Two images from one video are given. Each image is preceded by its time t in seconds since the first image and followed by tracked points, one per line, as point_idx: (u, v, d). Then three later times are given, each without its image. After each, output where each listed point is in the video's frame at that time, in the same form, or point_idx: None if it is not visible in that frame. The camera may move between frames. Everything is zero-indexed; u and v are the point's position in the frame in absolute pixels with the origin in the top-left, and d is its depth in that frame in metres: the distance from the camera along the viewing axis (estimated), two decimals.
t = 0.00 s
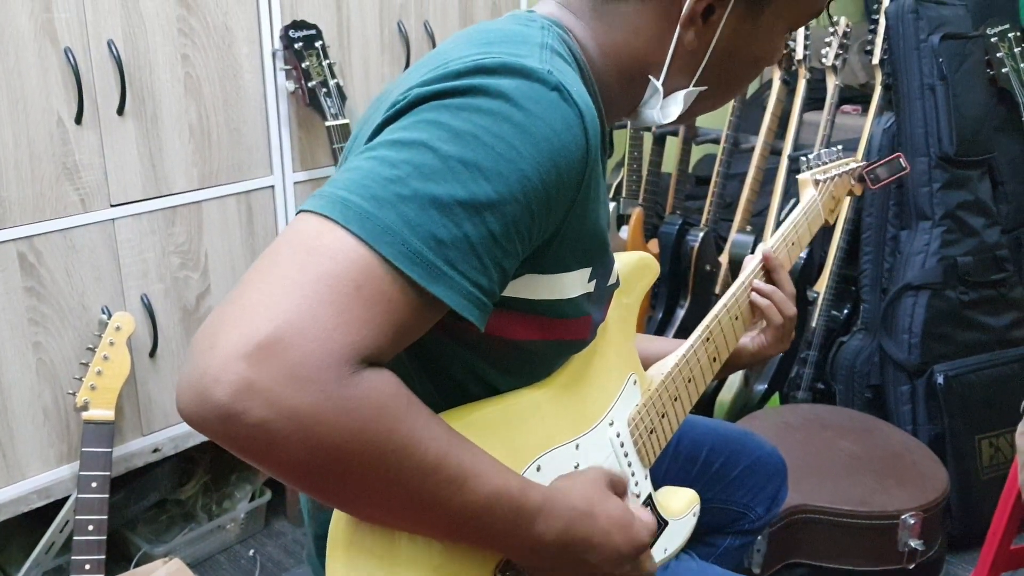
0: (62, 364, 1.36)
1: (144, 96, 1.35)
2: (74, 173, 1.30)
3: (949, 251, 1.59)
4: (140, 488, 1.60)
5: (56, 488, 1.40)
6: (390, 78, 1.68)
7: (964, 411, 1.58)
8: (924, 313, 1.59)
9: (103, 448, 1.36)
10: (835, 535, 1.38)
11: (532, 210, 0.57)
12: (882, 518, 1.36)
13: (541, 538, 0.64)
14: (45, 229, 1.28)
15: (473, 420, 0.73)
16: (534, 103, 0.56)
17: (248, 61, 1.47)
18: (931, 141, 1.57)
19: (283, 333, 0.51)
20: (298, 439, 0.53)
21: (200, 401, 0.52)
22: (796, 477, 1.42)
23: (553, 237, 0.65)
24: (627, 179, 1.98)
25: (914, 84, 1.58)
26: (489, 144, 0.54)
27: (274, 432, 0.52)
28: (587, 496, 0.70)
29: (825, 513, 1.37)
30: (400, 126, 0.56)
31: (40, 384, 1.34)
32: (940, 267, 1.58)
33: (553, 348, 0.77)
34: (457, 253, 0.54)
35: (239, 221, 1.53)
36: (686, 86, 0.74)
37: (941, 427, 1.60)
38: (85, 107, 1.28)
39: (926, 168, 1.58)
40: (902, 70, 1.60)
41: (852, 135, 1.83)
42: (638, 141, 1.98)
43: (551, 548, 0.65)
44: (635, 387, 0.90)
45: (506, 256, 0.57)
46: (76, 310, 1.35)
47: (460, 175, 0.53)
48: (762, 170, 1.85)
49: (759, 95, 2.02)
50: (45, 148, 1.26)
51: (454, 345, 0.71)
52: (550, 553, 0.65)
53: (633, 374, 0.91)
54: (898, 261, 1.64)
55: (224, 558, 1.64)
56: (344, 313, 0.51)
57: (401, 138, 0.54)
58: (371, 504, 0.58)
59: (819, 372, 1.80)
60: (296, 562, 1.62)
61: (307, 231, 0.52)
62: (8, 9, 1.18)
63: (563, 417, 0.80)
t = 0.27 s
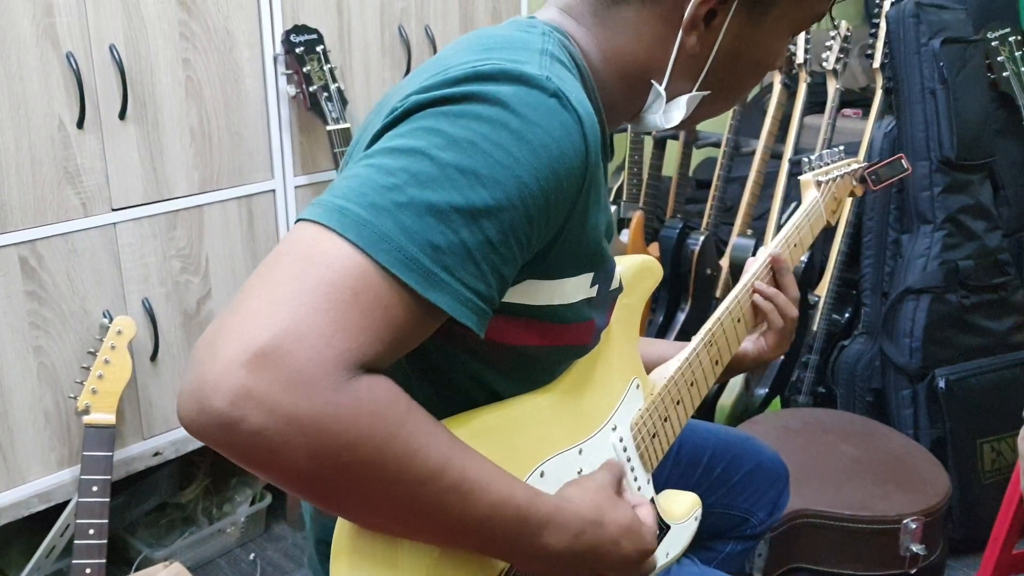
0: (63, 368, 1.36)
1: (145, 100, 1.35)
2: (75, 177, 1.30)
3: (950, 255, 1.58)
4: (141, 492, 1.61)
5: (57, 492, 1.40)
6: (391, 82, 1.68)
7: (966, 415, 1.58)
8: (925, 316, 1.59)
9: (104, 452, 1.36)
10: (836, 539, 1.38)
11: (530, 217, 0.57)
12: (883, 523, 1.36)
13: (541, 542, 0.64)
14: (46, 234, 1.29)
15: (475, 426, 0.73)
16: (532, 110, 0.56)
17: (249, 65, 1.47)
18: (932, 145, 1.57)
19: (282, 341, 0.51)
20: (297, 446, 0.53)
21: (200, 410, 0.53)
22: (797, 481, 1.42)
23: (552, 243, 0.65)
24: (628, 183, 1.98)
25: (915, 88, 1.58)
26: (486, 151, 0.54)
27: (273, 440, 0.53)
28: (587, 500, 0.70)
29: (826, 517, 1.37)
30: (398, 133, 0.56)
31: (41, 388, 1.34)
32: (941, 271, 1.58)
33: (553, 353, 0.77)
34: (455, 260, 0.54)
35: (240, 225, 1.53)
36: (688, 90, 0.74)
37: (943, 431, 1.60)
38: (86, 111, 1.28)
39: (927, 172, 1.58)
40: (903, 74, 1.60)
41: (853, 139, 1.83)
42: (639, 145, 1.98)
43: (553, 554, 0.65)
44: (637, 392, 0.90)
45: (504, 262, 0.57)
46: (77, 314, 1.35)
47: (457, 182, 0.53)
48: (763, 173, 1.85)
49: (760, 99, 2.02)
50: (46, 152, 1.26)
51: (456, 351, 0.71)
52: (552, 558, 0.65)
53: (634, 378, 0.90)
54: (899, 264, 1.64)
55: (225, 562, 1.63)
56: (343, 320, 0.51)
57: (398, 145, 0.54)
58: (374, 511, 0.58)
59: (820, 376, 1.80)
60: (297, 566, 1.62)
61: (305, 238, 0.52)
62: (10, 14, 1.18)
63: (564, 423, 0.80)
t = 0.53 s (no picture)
0: (64, 370, 1.36)
1: (145, 102, 1.35)
2: (75, 178, 1.30)
3: (951, 256, 1.58)
4: (142, 493, 1.60)
5: (57, 494, 1.40)
6: (391, 84, 1.68)
7: (966, 417, 1.58)
8: (926, 318, 1.59)
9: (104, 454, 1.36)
10: (837, 541, 1.38)
11: (536, 219, 0.57)
12: (883, 525, 1.36)
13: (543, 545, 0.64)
14: (47, 235, 1.29)
15: (477, 430, 0.73)
16: (536, 113, 0.57)
17: (249, 67, 1.47)
18: (932, 147, 1.57)
19: (292, 347, 0.51)
20: (304, 452, 0.53)
21: (207, 416, 0.52)
22: (797, 482, 1.42)
23: (556, 245, 0.65)
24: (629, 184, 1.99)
25: (915, 89, 1.58)
26: (492, 154, 0.54)
27: (281, 446, 0.52)
28: (589, 503, 0.70)
29: (827, 519, 1.37)
30: (403, 136, 0.56)
31: (41, 390, 1.34)
32: (942, 273, 1.58)
33: (556, 357, 0.77)
34: (463, 263, 0.54)
35: (241, 227, 1.53)
36: (686, 95, 0.74)
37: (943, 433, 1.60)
38: (87, 113, 1.29)
39: (927, 174, 1.58)
40: (904, 76, 1.60)
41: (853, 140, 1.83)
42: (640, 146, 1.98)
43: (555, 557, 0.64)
44: (637, 395, 0.90)
45: (511, 265, 0.57)
46: (78, 317, 1.35)
47: (465, 186, 0.53)
48: (763, 175, 1.85)
49: (761, 101, 2.02)
50: (47, 154, 1.26)
51: (458, 353, 0.71)
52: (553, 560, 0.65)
53: (635, 381, 0.91)
54: (900, 265, 1.64)
55: (226, 563, 1.63)
56: (353, 326, 0.51)
57: (404, 149, 0.54)
58: (378, 515, 0.58)
59: (820, 378, 1.80)
60: (297, 567, 1.62)
61: (313, 243, 0.52)
62: (10, 16, 1.18)
63: (566, 426, 0.80)
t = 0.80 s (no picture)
0: (65, 371, 1.36)
1: (146, 103, 1.35)
2: (77, 179, 1.30)
3: (952, 257, 1.58)
4: (143, 494, 1.61)
5: (58, 495, 1.40)
6: (392, 85, 1.68)
7: (967, 418, 1.58)
8: (927, 319, 1.59)
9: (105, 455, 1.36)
10: (838, 542, 1.38)
11: (537, 221, 0.57)
12: (885, 526, 1.36)
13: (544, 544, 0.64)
14: (48, 236, 1.29)
15: (478, 429, 0.73)
16: (538, 115, 0.57)
17: (250, 68, 1.47)
18: (933, 148, 1.57)
19: (291, 347, 0.51)
20: (304, 452, 0.53)
21: (207, 416, 0.52)
22: (798, 484, 1.42)
23: (557, 247, 0.65)
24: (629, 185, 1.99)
25: (916, 90, 1.58)
26: (493, 155, 0.54)
27: (281, 446, 0.52)
28: (591, 503, 0.70)
29: (829, 520, 1.37)
30: (404, 136, 0.56)
31: (42, 391, 1.34)
32: (942, 274, 1.58)
33: (556, 357, 0.77)
34: (464, 265, 0.54)
35: (242, 227, 1.53)
36: (689, 94, 0.74)
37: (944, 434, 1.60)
38: (88, 114, 1.29)
39: (928, 175, 1.58)
40: (904, 76, 1.60)
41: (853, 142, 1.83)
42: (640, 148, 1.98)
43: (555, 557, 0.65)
44: (638, 395, 0.90)
45: (511, 266, 0.57)
46: (79, 318, 1.35)
47: (465, 186, 0.53)
48: (764, 176, 1.85)
49: (761, 102, 2.02)
50: (48, 155, 1.26)
51: (459, 353, 0.71)
52: (552, 558, 0.65)
53: (636, 381, 0.90)
54: (901, 266, 1.64)
55: (227, 564, 1.63)
56: (351, 326, 0.51)
57: (406, 149, 0.54)
58: (378, 516, 0.58)
59: (821, 379, 1.80)
60: (299, 568, 1.62)
61: (314, 243, 0.52)
62: (12, 17, 1.18)
63: (566, 427, 0.79)
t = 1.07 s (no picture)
0: (66, 371, 1.36)
1: (147, 104, 1.35)
2: (78, 180, 1.30)
3: (952, 258, 1.58)
4: (144, 494, 1.61)
5: (59, 496, 1.40)
6: (393, 86, 1.68)
7: (967, 418, 1.58)
8: (927, 319, 1.59)
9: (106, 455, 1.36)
10: (838, 542, 1.38)
11: (531, 223, 0.57)
12: (885, 526, 1.36)
13: (544, 544, 0.64)
14: (49, 237, 1.29)
15: (475, 429, 0.73)
16: (533, 117, 0.57)
17: (251, 68, 1.47)
18: (933, 149, 1.57)
19: (283, 348, 0.51)
20: (300, 451, 0.53)
21: (203, 417, 0.53)
22: (798, 484, 1.42)
23: (555, 248, 0.65)
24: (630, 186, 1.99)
25: (917, 91, 1.58)
26: (487, 158, 0.54)
27: (277, 446, 0.53)
28: (591, 503, 0.70)
29: (829, 520, 1.37)
30: (399, 139, 0.56)
31: (43, 391, 1.34)
32: (943, 274, 1.58)
33: (553, 358, 0.77)
34: (457, 267, 0.54)
35: (243, 228, 1.53)
36: (690, 96, 0.74)
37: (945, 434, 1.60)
38: (89, 115, 1.29)
39: (929, 175, 1.58)
40: (905, 77, 1.60)
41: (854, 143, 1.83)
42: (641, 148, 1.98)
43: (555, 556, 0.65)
44: (637, 395, 0.90)
45: (505, 269, 0.57)
46: (80, 318, 1.35)
47: (459, 189, 0.53)
48: (764, 177, 1.85)
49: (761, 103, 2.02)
50: (49, 155, 1.26)
51: (458, 354, 0.71)
52: (551, 557, 0.65)
53: (635, 382, 0.91)
54: (901, 267, 1.65)
55: (227, 565, 1.64)
56: (344, 326, 0.52)
57: (400, 152, 0.54)
58: (376, 515, 0.58)
59: (822, 379, 1.80)
60: (299, 569, 1.62)
61: (306, 245, 0.53)
62: (13, 17, 1.18)
63: (564, 426, 0.80)
